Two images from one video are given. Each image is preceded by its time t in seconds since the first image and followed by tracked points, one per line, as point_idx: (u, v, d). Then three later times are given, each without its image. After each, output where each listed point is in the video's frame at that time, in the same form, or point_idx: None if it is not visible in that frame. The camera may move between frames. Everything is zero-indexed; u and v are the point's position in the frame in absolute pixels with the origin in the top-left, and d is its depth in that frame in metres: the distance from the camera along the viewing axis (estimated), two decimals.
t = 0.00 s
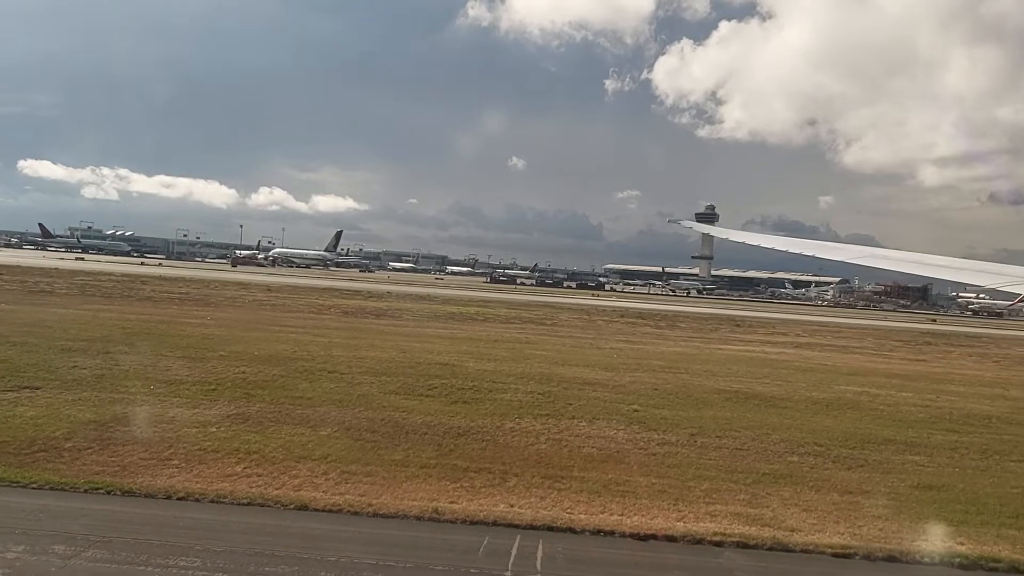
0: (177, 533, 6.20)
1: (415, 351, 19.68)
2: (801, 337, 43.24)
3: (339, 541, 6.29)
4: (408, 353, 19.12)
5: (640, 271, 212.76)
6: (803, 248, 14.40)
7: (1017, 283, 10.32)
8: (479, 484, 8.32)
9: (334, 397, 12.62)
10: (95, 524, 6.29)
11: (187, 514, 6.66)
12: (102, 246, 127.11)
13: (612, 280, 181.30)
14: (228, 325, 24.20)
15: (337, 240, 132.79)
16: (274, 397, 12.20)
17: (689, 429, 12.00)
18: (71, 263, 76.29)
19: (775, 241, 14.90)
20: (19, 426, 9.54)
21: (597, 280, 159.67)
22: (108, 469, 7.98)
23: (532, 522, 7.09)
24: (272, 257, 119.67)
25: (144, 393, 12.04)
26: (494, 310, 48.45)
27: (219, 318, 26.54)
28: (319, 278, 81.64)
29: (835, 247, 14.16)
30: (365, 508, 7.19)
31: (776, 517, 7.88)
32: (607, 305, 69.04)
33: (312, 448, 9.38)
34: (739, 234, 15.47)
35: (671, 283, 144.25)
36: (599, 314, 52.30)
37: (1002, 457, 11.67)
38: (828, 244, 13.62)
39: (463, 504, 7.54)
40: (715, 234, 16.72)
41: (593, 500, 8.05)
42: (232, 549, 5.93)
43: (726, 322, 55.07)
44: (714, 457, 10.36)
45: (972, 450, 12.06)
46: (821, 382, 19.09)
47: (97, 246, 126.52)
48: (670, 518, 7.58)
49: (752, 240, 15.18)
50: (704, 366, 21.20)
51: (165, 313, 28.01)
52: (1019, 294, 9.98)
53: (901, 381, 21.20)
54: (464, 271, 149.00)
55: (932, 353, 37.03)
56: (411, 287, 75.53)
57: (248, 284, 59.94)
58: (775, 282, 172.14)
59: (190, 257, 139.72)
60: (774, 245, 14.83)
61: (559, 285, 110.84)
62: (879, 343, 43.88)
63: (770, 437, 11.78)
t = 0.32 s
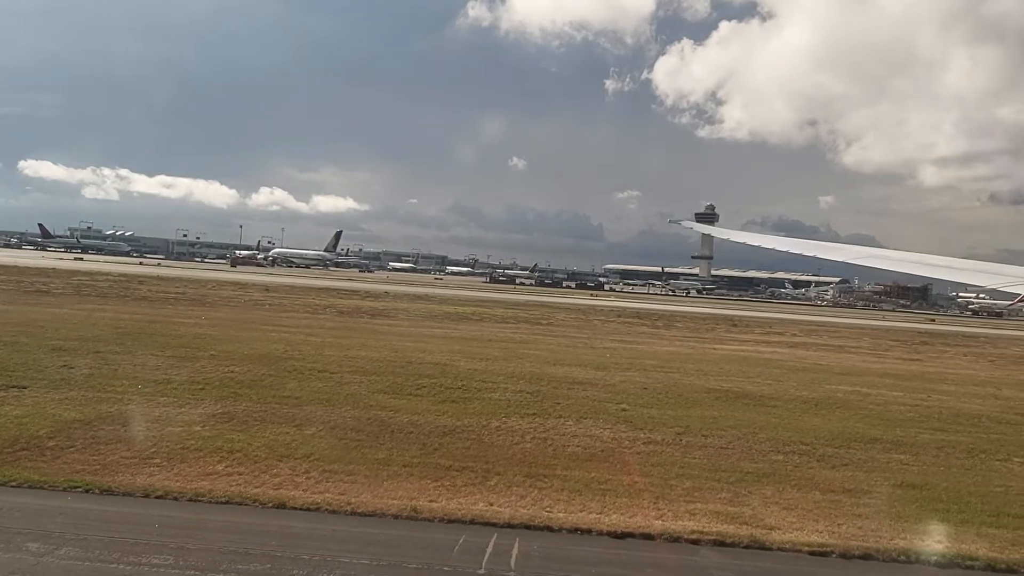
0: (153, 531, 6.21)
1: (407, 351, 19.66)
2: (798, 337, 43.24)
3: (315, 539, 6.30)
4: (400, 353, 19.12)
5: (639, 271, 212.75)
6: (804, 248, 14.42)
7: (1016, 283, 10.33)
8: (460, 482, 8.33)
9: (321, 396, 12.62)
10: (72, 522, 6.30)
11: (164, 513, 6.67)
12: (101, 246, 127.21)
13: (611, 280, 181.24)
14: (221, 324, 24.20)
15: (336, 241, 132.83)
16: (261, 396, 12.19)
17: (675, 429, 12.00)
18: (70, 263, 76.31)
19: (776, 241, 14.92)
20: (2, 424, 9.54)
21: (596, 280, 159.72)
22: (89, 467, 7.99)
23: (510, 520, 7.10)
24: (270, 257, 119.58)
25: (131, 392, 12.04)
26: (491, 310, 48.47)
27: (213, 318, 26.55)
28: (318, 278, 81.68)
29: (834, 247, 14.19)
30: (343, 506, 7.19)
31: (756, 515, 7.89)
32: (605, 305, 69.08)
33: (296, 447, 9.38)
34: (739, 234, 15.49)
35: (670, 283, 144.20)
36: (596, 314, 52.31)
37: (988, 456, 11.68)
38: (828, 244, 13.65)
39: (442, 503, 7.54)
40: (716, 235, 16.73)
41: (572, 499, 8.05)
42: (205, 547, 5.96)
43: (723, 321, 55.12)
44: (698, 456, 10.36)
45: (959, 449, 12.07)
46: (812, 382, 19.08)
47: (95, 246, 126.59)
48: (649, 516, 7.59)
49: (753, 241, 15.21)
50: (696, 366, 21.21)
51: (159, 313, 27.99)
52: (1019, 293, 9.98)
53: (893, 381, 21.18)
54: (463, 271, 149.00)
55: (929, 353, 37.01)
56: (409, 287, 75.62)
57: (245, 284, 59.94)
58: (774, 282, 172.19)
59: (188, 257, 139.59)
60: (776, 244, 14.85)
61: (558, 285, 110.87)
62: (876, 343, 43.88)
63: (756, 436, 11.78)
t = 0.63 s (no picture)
0: (129, 530, 6.22)
1: (398, 351, 19.69)
2: (794, 337, 43.27)
3: (291, 538, 6.31)
4: (391, 353, 19.15)
5: (638, 271, 212.78)
6: (806, 248, 14.44)
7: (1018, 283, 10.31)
8: (442, 482, 8.34)
9: (309, 396, 12.63)
10: (48, 521, 6.32)
11: (142, 512, 6.68)
12: (100, 248, 127.33)
13: (611, 280, 181.30)
14: (214, 325, 24.24)
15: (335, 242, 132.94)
16: (248, 397, 12.22)
17: (662, 428, 12.01)
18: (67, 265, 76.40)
19: (776, 241, 14.96)
20: None
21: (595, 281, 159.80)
22: (71, 468, 8.00)
23: (488, 520, 7.11)
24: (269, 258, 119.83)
25: (118, 393, 12.06)
26: (487, 311, 48.53)
27: (206, 319, 26.60)
28: (315, 279, 81.73)
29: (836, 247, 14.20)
30: (322, 506, 7.20)
31: (736, 514, 7.90)
32: (603, 305, 69.10)
33: (279, 447, 9.40)
34: (742, 235, 15.52)
35: (669, 283, 144.27)
36: (593, 314, 52.36)
37: (976, 455, 11.68)
38: (830, 244, 13.65)
39: (422, 502, 7.56)
40: (717, 234, 16.72)
41: (553, 498, 8.06)
42: (179, 547, 5.96)
43: (720, 321, 55.12)
44: (683, 455, 10.38)
45: (946, 448, 12.08)
46: (804, 382, 19.09)
47: (94, 248, 126.70)
48: (628, 515, 7.61)
49: (757, 241, 15.21)
50: (687, 365, 21.24)
51: (153, 314, 28.03)
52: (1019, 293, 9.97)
53: (885, 381, 21.20)
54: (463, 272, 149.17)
55: (925, 353, 37.02)
56: (407, 288, 75.72)
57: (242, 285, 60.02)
58: (773, 283, 172.24)
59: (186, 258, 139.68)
60: (777, 244, 14.87)
61: (556, 285, 110.90)
62: (872, 342, 43.87)
63: (743, 435, 11.81)
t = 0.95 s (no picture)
0: (101, 529, 6.24)
1: (389, 351, 19.70)
2: (789, 336, 43.32)
3: (263, 536, 6.32)
4: (380, 353, 19.17)
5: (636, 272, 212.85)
6: (805, 248, 14.43)
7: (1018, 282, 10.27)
8: (421, 481, 8.35)
9: (295, 396, 12.64)
10: (21, 520, 6.33)
11: (116, 511, 6.70)
12: (98, 248, 127.47)
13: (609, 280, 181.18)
14: (206, 325, 24.27)
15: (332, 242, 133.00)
16: (234, 396, 12.22)
17: (647, 427, 12.03)
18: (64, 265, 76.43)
19: (773, 241, 14.97)
20: None
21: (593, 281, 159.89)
22: (49, 467, 8.01)
23: (463, 518, 7.12)
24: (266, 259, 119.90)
25: (103, 392, 12.07)
26: (482, 311, 48.60)
27: (199, 319, 26.65)
28: (312, 279, 81.81)
29: (837, 246, 14.18)
30: (297, 505, 7.21)
31: (712, 512, 7.92)
32: (599, 305, 69.16)
33: (260, 446, 9.40)
34: (742, 235, 15.52)
35: (667, 283, 144.25)
36: (589, 314, 52.42)
37: (959, 453, 11.70)
38: (830, 244, 13.64)
39: (398, 501, 7.57)
40: (715, 233, 16.69)
41: (530, 496, 8.08)
42: (150, 545, 5.98)
43: (715, 321, 55.17)
44: (666, 454, 10.39)
45: (930, 446, 12.11)
46: (793, 381, 19.11)
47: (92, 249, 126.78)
48: (604, 513, 7.62)
49: (758, 241, 15.19)
50: (678, 365, 21.27)
51: (146, 314, 28.08)
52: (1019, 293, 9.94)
53: (875, 380, 21.22)
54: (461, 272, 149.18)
55: (919, 352, 37.05)
56: (403, 288, 75.82)
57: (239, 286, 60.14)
58: (771, 283, 172.31)
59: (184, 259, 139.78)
60: (776, 244, 14.85)
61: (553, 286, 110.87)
62: (867, 342, 43.91)
63: (728, 434, 11.82)
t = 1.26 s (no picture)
0: (77, 528, 6.24)
1: (380, 351, 19.71)
2: (786, 336, 43.34)
3: (239, 535, 6.32)
4: (371, 353, 19.20)
5: (635, 272, 212.92)
6: (806, 248, 14.41)
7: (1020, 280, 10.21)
8: (401, 480, 8.35)
9: (282, 395, 12.66)
10: None
11: (94, 510, 6.69)
12: (96, 249, 127.53)
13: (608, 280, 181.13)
14: (199, 325, 24.31)
15: (331, 242, 133.14)
16: (221, 396, 12.24)
17: (633, 426, 12.04)
18: (62, 266, 76.53)
19: (773, 240, 14.95)
20: None
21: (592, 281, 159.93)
22: (29, 466, 8.01)
23: (441, 517, 7.13)
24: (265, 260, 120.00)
25: (90, 392, 12.08)
26: (478, 311, 48.65)
27: (192, 320, 26.66)
28: (310, 279, 81.85)
29: (837, 246, 14.17)
30: (275, 504, 7.21)
31: (692, 510, 7.93)
32: (596, 305, 69.21)
33: (243, 446, 9.41)
34: (743, 236, 15.51)
35: (667, 283, 144.20)
36: (586, 314, 52.47)
37: (945, 452, 11.71)
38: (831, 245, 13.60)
39: (377, 500, 7.57)
40: (716, 233, 16.64)
41: (510, 495, 8.09)
42: (124, 544, 5.98)
43: (712, 321, 55.20)
44: (650, 453, 10.41)
45: (916, 445, 12.12)
46: (784, 380, 19.13)
47: (90, 249, 126.83)
48: (584, 512, 7.63)
49: (759, 241, 15.16)
50: (669, 364, 21.30)
51: (140, 314, 28.11)
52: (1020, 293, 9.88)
53: (867, 379, 21.22)
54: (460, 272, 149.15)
55: (915, 351, 37.08)
56: (400, 288, 75.88)
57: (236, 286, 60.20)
58: (769, 283, 172.39)
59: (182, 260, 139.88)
60: (775, 244, 14.85)
61: (551, 286, 111.00)
62: (864, 342, 43.89)
63: (714, 433, 11.84)
